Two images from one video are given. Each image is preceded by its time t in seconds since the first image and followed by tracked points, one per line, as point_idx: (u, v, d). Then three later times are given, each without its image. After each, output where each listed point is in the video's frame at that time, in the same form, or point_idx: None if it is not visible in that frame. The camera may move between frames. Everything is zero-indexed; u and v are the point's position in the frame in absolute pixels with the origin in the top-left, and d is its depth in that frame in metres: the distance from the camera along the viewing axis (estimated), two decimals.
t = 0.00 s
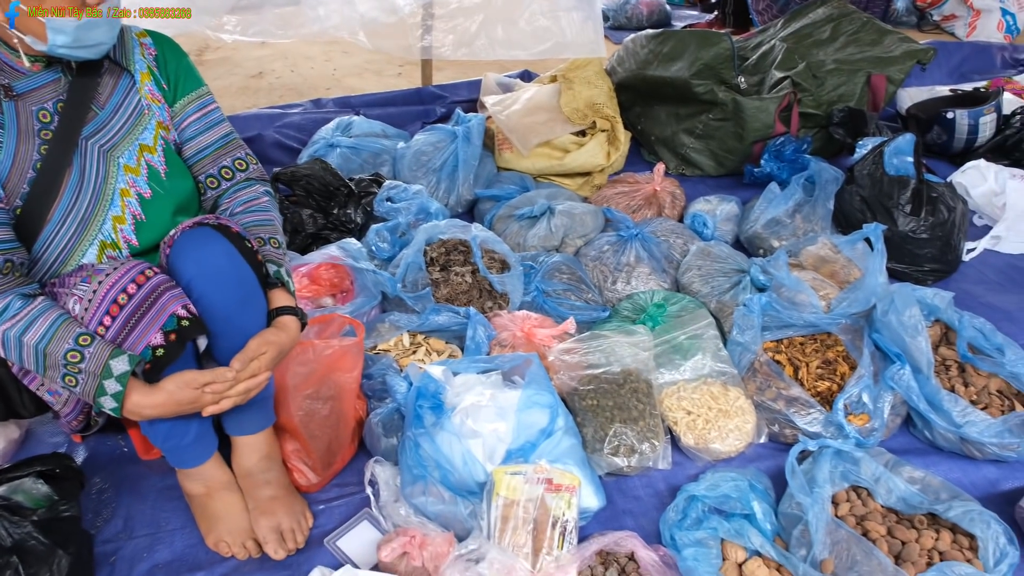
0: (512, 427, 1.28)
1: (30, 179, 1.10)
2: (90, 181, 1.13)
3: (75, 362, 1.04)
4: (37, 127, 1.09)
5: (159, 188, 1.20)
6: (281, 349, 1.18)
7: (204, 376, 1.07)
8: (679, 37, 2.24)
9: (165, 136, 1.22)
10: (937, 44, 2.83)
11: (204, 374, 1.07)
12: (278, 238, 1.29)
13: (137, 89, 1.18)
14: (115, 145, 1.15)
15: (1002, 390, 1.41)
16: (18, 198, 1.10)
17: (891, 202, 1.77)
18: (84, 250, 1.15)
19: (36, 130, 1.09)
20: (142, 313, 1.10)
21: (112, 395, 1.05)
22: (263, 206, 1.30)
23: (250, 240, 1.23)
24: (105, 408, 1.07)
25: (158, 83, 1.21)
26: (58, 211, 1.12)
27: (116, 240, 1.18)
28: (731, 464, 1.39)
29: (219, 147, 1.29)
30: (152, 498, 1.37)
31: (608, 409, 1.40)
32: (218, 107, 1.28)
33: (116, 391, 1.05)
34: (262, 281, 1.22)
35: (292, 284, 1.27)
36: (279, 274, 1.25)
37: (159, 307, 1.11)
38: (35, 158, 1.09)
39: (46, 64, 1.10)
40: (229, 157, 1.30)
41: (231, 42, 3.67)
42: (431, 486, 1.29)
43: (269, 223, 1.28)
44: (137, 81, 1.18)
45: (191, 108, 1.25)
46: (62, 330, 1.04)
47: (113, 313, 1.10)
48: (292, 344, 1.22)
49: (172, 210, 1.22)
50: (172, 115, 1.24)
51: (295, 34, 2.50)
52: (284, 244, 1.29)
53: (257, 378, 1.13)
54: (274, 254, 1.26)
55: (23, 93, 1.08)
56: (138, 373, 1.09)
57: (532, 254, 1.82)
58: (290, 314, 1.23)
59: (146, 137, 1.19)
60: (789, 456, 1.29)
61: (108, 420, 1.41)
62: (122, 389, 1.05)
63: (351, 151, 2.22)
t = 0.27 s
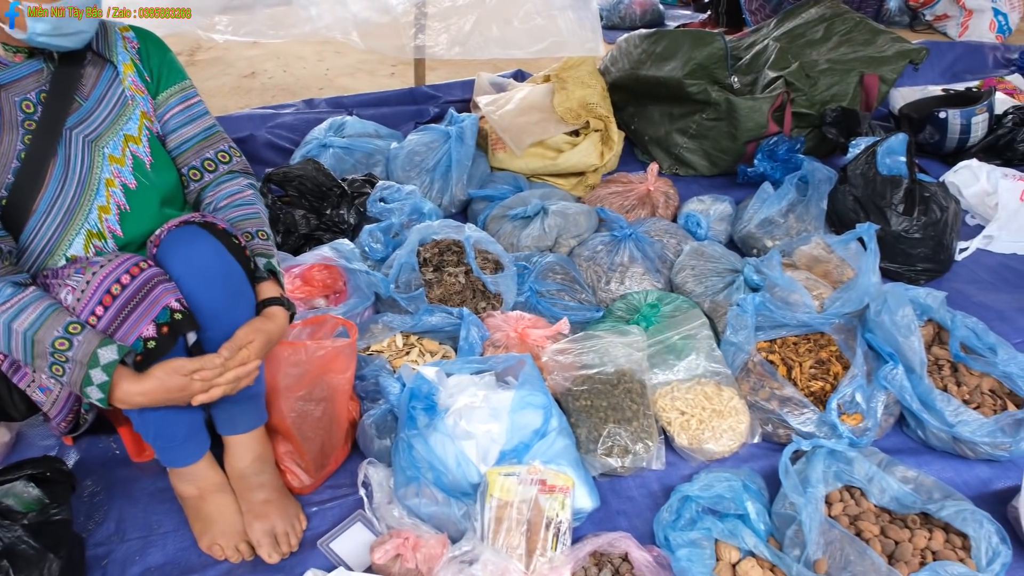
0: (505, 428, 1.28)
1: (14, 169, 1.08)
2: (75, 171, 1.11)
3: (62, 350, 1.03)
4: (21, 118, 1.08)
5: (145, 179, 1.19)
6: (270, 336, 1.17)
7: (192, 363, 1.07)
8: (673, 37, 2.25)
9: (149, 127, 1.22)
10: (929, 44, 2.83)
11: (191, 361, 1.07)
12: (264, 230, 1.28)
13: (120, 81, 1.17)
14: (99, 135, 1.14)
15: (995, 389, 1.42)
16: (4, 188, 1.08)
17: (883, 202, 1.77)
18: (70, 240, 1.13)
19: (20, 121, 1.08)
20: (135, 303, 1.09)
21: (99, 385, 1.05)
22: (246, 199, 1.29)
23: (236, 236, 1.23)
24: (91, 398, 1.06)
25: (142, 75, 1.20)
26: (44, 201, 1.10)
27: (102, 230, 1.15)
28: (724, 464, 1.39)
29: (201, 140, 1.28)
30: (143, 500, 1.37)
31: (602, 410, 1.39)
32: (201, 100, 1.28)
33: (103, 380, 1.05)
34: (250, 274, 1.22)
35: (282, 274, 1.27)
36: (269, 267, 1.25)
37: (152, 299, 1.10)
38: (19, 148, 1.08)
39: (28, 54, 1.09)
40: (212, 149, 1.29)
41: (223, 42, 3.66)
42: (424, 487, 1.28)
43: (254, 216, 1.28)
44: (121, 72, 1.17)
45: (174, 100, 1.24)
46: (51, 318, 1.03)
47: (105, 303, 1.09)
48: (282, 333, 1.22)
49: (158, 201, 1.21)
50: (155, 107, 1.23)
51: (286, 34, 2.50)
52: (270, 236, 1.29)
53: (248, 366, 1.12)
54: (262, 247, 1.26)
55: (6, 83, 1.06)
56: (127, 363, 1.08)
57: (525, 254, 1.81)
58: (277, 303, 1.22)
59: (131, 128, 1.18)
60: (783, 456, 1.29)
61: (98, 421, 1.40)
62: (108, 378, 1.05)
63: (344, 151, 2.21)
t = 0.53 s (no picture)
0: (504, 429, 1.28)
1: (9, 162, 1.07)
2: (69, 163, 1.10)
3: (54, 337, 1.03)
4: (15, 110, 1.07)
5: (139, 173, 1.19)
6: (263, 326, 1.17)
7: (184, 350, 1.07)
8: (670, 37, 2.24)
9: (142, 121, 1.21)
10: (927, 44, 2.83)
11: (184, 349, 1.07)
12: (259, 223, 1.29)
13: (114, 74, 1.16)
14: (94, 129, 1.13)
15: (994, 389, 1.42)
16: None
17: (882, 202, 1.77)
18: (65, 233, 1.12)
19: (13, 114, 1.07)
20: (128, 293, 1.09)
21: (89, 373, 1.04)
22: (239, 193, 1.29)
23: (229, 230, 1.23)
24: (82, 387, 1.05)
25: (135, 70, 1.20)
26: (37, 193, 1.09)
27: (96, 223, 1.14)
28: (723, 465, 1.39)
29: (193, 135, 1.28)
30: (142, 501, 1.36)
31: (601, 411, 1.39)
32: (194, 96, 1.28)
33: (93, 368, 1.04)
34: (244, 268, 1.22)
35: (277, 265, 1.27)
36: (264, 258, 1.25)
37: (146, 290, 1.10)
38: (13, 141, 1.07)
39: (21, 49, 1.09)
40: (205, 144, 1.28)
41: (220, 42, 3.65)
42: (423, 488, 1.28)
43: (248, 209, 1.28)
44: (114, 66, 1.16)
45: (167, 95, 1.24)
46: (44, 306, 1.03)
47: (99, 293, 1.09)
48: (275, 324, 1.21)
49: (153, 195, 1.21)
50: (148, 102, 1.23)
51: (284, 34, 2.47)
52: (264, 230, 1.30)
53: (240, 353, 1.11)
54: (256, 240, 1.26)
55: None
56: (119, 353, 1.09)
57: (524, 254, 1.81)
58: (271, 293, 1.23)
59: (125, 121, 1.18)
60: (783, 456, 1.29)
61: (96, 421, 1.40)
62: (98, 366, 1.04)
63: (342, 152, 2.21)
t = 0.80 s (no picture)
0: (507, 428, 1.28)
1: (21, 167, 1.08)
2: (81, 170, 1.11)
3: (67, 347, 1.03)
4: (28, 116, 1.08)
5: (150, 178, 1.19)
6: (273, 333, 1.19)
7: (195, 357, 1.07)
8: (673, 37, 2.24)
9: (154, 127, 1.21)
10: (931, 42, 2.82)
11: (195, 356, 1.08)
12: (269, 230, 1.30)
13: (126, 81, 1.17)
14: (106, 135, 1.14)
15: (997, 388, 1.41)
16: (11, 185, 1.09)
17: (885, 202, 1.76)
18: (77, 239, 1.13)
19: (27, 120, 1.08)
20: (141, 303, 1.10)
21: (102, 382, 1.05)
22: (250, 198, 1.30)
23: (241, 237, 1.24)
24: (95, 396, 1.06)
25: (147, 76, 1.20)
26: (50, 199, 1.10)
27: (108, 229, 1.15)
28: (725, 465, 1.39)
29: (205, 140, 1.28)
30: (146, 499, 1.37)
31: (603, 410, 1.39)
32: (205, 101, 1.28)
33: (106, 378, 1.05)
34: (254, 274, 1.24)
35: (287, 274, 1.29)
36: (275, 266, 1.27)
37: (159, 298, 1.10)
38: (26, 146, 1.08)
39: (35, 54, 1.08)
40: (216, 150, 1.29)
41: (224, 42, 3.66)
42: (425, 488, 1.28)
43: (258, 215, 1.29)
44: (126, 72, 1.17)
45: (179, 100, 1.24)
46: (56, 315, 1.03)
47: (112, 302, 1.09)
48: (284, 330, 1.23)
49: (165, 201, 1.21)
50: (160, 107, 1.23)
51: (290, 34, 2.53)
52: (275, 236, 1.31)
53: (250, 360, 1.13)
54: (268, 246, 1.28)
55: (15, 82, 1.06)
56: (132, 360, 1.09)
57: (527, 255, 1.82)
58: (281, 300, 1.24)
59: (136, 127, 1.18)
60: (785, 456, 1.29)
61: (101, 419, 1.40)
62: (111, 376, 1.05)
63: (345, 151, 2.21)
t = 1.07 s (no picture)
0: (507, 432, 1.28)
1: (35, 189, 1.09)
2: (95, 192, 1.12)
3: (73, 369, 1.05)
4: (45, 137, 1.08)
5: (164, 201, 1.20)
6: (279, 349, 1.19)
7: (201, 376, 1.08)
8: (673, 41, 2.25)
9: (171, 150, 1.21)
10: (929, 46, 2.83)
11: (201, 374, 1.09)
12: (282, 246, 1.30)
13: (145, 103, 1.17)
14: (121, 157, 1.14)
15: (996, 392, 1.42)
16: (22, 206, 1.09)
17: (884, 205, 1.77)
18: (86, 259, 1.14)
19: (43, 140, 1.08)
20: (140, 317, 1.10)
21: (110, 402, 1.06)
22: (269, 215, 1.31)
23: (252, 245, 1.25)
24: (103, 415, 1.07)
25: (167, 97, 1.20)
26: (61, 221, 1.11)
27: (119, 251, 1.16)
28: (725, 468, 1.39)
29: (228, 160, 1.29)
30: (147, 502, 1.37)
31: (603, 414, 1.40)
32: (226, 119, 1.29)
33: (114, 397, 1.06)
34: (262, 284, 1.24)
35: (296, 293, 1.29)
36: (283, 280, 1.28)
37: (157, 312, 1.11)
38: (40, 167, 1.08)
39: (57, 74, 1.08)
40: (239, 168, 1.30)
41: (225, 46, 3.67)
42: (426, 491, 1.29)
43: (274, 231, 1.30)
44: (146, 94, 1.17)
45: (201, 121, 1.25)
46: (58, 337, 1.04)
47: (111, 319, 1.10)
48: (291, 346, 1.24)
49: (177, 220, 1.22)
50: (181, 128, 1.23)
51: (291, 38, 2.53)
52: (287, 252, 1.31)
53: (255, 377, 1.13)
54: (279, 260, 1.28)
55: (33, 102, 1.06)
56: (134, 378, 1.09)
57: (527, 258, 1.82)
58: (291, 316, 1.25)
59: (152, 150, 1.18)
60: (784, 459, 1.29)
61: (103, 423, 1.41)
62: (120, 395, 1.06)
63: (346, 155, 2.22)
